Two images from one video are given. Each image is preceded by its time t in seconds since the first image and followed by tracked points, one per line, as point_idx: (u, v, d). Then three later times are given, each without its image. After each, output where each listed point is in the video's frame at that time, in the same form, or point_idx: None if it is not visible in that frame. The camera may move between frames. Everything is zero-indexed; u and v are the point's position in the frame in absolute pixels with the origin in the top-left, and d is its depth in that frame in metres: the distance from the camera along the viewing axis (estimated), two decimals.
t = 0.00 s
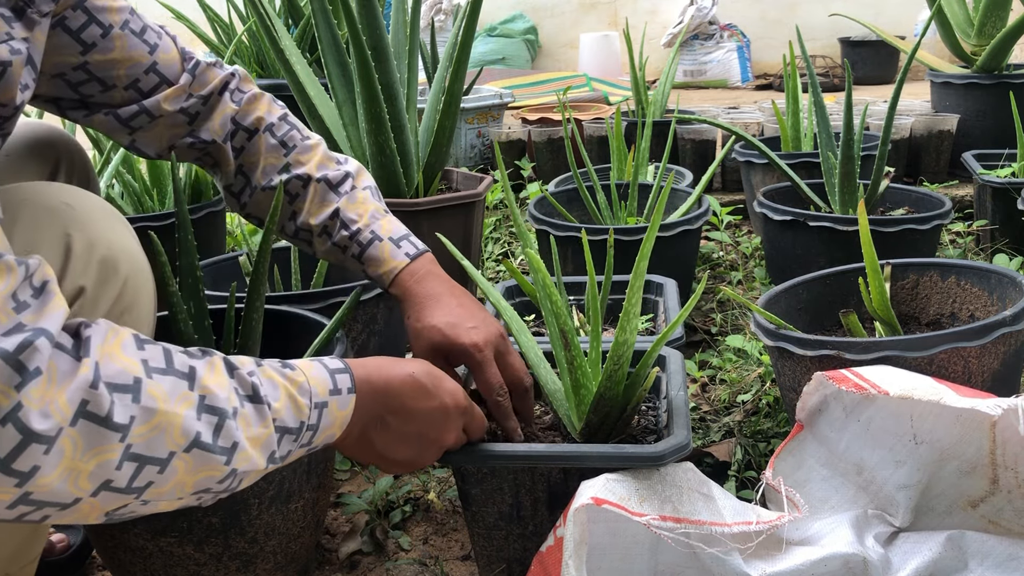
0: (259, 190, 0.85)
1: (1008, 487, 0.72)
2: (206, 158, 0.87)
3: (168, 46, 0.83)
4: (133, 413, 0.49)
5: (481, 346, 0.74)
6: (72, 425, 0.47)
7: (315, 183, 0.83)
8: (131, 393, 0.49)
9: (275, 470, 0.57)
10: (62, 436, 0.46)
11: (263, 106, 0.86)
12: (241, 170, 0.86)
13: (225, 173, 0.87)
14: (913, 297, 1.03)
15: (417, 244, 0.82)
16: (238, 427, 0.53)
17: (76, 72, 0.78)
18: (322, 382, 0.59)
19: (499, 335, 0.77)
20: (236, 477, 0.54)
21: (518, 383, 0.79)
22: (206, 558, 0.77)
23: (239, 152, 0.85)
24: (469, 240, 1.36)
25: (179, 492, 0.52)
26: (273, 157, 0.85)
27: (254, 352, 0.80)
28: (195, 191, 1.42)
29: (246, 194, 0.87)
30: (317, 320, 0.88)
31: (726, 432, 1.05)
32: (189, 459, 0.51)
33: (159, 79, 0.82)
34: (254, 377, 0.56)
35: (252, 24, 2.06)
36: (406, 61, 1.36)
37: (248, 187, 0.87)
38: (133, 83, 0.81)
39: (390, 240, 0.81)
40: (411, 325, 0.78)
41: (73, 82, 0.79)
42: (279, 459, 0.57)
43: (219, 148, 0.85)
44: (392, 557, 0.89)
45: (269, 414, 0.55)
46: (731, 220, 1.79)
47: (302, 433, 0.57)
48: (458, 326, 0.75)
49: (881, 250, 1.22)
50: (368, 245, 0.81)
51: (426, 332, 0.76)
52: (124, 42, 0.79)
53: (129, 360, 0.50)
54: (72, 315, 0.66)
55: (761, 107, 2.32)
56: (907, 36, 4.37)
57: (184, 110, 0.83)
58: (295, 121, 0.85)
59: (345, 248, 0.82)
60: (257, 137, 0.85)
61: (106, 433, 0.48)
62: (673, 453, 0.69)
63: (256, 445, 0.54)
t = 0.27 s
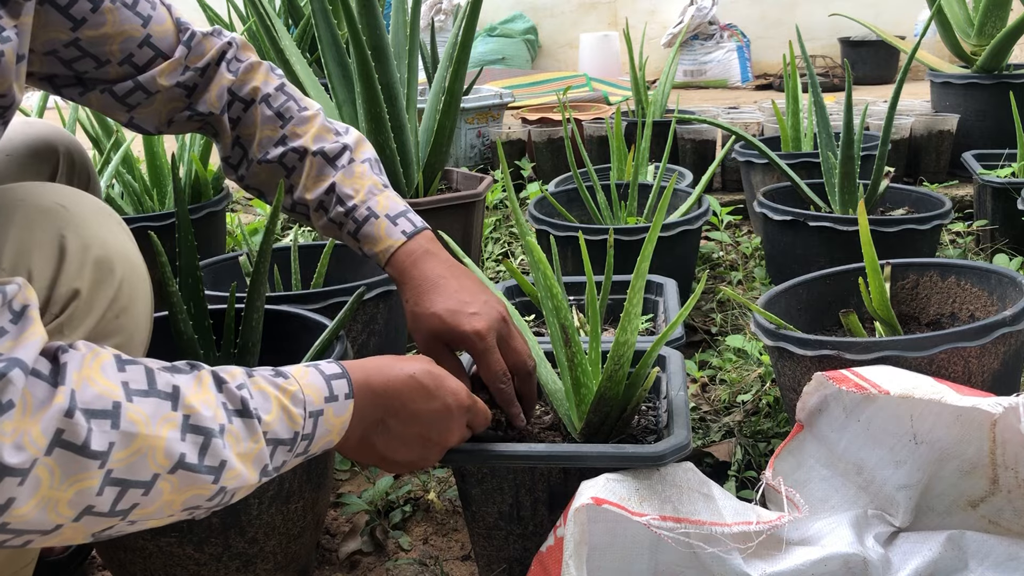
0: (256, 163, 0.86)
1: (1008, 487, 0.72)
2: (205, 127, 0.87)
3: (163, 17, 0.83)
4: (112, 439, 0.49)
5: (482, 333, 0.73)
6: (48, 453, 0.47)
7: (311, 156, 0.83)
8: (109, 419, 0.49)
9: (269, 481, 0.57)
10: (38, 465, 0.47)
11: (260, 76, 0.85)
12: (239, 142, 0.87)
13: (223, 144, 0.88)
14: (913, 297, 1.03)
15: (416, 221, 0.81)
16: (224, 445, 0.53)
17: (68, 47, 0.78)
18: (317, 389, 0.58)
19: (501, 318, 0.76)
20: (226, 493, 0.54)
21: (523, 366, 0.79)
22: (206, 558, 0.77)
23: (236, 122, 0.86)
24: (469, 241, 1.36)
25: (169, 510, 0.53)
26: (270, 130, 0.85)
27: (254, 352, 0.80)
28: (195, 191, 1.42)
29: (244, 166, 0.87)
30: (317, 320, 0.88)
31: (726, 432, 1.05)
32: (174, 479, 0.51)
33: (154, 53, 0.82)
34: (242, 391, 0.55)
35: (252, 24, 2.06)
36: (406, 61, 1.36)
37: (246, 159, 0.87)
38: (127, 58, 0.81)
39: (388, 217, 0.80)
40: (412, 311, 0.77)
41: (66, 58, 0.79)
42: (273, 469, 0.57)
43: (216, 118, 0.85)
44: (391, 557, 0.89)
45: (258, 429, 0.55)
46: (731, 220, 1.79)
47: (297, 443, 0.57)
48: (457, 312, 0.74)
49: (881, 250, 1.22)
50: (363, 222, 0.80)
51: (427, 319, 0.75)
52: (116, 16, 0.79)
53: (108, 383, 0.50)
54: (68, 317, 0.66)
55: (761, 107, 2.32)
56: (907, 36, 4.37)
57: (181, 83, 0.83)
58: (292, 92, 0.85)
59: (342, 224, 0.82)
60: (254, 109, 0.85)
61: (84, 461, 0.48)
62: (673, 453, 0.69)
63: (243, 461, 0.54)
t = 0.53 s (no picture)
0: (241, 148, 0.85)
1: (1008, 487, 0.72)
2: (191, 116, 0.87)
3: (145, 9, 0.82)
4: (104, 454, 0.47)
5: (478, 298, 0.73)
6: (36, 468, 0.45)
7: (297, 135, 0.83)
8: (101, 433, 0.47)
9: (265, 497, 0.55)
10: (26, 480, 0.45)
11: (241, 61, 0.84)
12: (224, 127, 0.86)
13: (207, 131, 0.87)
14: (913, 297, 1.03)
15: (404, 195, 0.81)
16: (220, 460, 0.51)
17: (52, 43, 0.78)
18: (316, 404, 0.56)
19: (496, 285, 0.75)
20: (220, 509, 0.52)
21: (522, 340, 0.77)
22: (206, 557, 0.76)
23: (220, 108, 0.85)
24: (469, 241, 1.36)
25: (161, 525, 0.51)
26: (254, 113, 0.84)
27: (254, 351, 0.80)
28: (195, 191, 1.42)
29: (228, 151, 0.87)
30: (317, 320, 0.88)
31: (726, 432, 1.05)
32: (167, 495, 0.49)
33: (138, 45, 0.81)
34: (239, 405, 0.53)
35: (252, 24, 2.06)
36: (406, 61, 1.36)
37: (231, 144, 0.87)
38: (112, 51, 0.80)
39: (377, 192, 0.81)
40: (409, 284, 0.77)
41: (50, 53, 0.79)
42: (270, 484, 0.55)
43: (200, 104, 0.85)
44: (391, 557, 0.89)
45: (255, 444, 0.53)
46: (731, 220, 1.79)
47: (295, 459, 0.55)
48: (451, 279, 0.74)
49: (881, 250, 1.22)
50: (352, 198, 0.81)
51: (423, 288, 0.75)
52: (99, 8, 0.78)
53: (101, 397, 0.48)
54: (65, 323, 0.62)
55: (761, 107, 2.32)
56: (907, 36, 4.37)
57: (166, 74, 0.83)
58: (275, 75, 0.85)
59: (330, 202, 0.82)
60: (237, 93, 0.84)
61: (74, 475, 0.46)
62: (673, 453, 0.69)
63: (239, 476, 0.52)
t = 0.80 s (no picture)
0: (204, 113, 0.85)
1: (1008, 487, 0.72)
2: (157, 96, 0.87)
3: None
4: (86, 476, 0.46)
5: (450, 225, 0.79)
6: (16, 491, 0.44)
7: (260, 90, 0.85)
8: (83, 455, 0.46)
9: (255, 505, 0.55)
10: (6, 504, 0.44)
11: (196, 33, 0.85)
12: (185, 100, 0.86)
13: (167, 106, 0.86)
14: (913, 297, 1.03)
15: (369, 137, 0.87)
16: (206, 476, 0.50)
17: (28, 34, 0.77)
18: (309, 412, 0.56)
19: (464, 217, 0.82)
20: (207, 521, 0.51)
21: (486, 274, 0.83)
22: (206, 557, 0.76)
23: (179, 79, 0.85)
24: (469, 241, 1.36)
25: (147, 539, 0.50)
26: (214, 77, 0.85)
27: (254, 351, 0.80)
28: (195, 191, 1.42)
29: (190, 121, 0.87)
30: (317, 320, 0.88)
31: (726, 431, 1.05)
32: (153, 512, 0.49)
33: (109, 31, 0.81)
34: (228, 418, 0.53)
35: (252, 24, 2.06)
36: (406, 61, 1.36)
37: (192, 113, 0.86)
38: (85, 38, 0.80)
39: (345, 130, 0.85)
40: (382, 212, 0.82)
41: (25, 45, 0.78)
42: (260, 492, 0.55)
43: (162, 76, 0.84)
44: (391, 557, 0.89)
45: (244, 458, 0.52)
46: (731, 220, 1.79)
47: (286, 467, 0.55)
48: (424, 208, 0.80)
49: (881, 250, 1.22)
50: (323, 136, 0.84)
51: (395, 216, 0.81)
52: None
53: (83, 418, 0.47)
54: (70, 327, 0.62)
55: (761, 107, 2.32)
56: (907, 36, 4.37)
57: (134, 57, 0.82)
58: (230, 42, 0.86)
59: (298, 146, 0.85)
60: (195, 62, 0.84)
61: (54, 499, 0.45)
62: (673, 453, 0.69)
63: (228, 489, 0.52)
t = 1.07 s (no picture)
0: (177, 124, 0.85)
1: (1008, 487, 0.72)
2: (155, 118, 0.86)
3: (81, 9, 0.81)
4: (57, 497, 0.45)
5: (432, 220, 0.84)
6: None
7: (233, 99, 0.86)
8: (51, 477, 0.45)
9: (243, 512, 0.54)
10: None
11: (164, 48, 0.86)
12: (155, 113, 0.86)
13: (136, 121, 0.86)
14: (913, 297, 1.03)
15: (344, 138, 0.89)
16: (186, 490, 0.50)
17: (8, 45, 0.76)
18: (298, 416, 0.55)
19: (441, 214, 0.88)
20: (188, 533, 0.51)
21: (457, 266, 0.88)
22: (206, 557, 0.76)
23: (150, 93, 0.85)
24: (469, 241, 1.36)
25: (127, 553, 0.50)
26: (186, 89, 0.85)
27: (254, 351, 0.80)
28: (195, 192, 1.42)
29: (162, 134, 0.86)
30: (317, 320, 0.88)
31: (726, 431, 1.05)
32: (129, 529, 0.48)
33: (85, 43, 0.81)
34: (210, 427, 0.52)
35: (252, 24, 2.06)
36: (406, 61, 1.36)
37: (163, 126, 0.86)
38: (63, 50, 0.79)
39: (322, 131, 0.87)
40: (364, 207, 0.84)
41: (4, 57, 0.77)
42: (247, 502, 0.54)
43: (132, 91, 0.84)
44: (391, 557, 0.89)
45: (226, 468, 0.52)
46: (731, 220, 1.79)
47: (274, 474, 0.54)
48: (407, 204, 0.84)
49: (881, 250, 1.22)
50: (301, 138, 0.85)
51: (378, 213, 0.83)
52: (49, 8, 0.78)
53: (53, 438, 0.46)
54: (69, 329, 0.62)
55: (761, 107, 2.32)
56: (907, 36, 4.37)
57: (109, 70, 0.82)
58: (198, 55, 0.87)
59: (275, 150, 0.86)
60: (165, 75, 0.85)
61: (21, 524, 0.44)
62: (673, 453, 0.69)
63: (208, 500, 0.51)
